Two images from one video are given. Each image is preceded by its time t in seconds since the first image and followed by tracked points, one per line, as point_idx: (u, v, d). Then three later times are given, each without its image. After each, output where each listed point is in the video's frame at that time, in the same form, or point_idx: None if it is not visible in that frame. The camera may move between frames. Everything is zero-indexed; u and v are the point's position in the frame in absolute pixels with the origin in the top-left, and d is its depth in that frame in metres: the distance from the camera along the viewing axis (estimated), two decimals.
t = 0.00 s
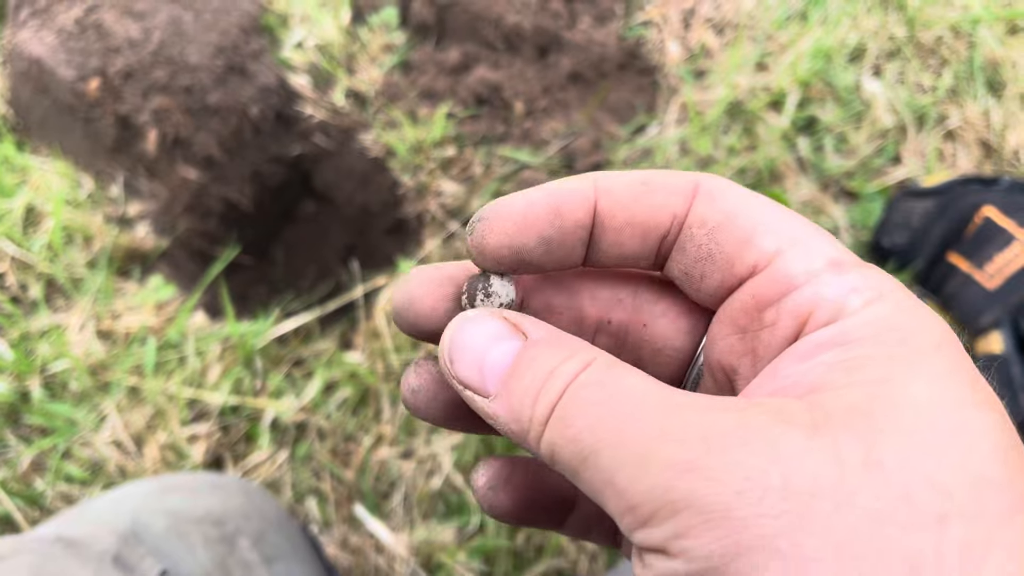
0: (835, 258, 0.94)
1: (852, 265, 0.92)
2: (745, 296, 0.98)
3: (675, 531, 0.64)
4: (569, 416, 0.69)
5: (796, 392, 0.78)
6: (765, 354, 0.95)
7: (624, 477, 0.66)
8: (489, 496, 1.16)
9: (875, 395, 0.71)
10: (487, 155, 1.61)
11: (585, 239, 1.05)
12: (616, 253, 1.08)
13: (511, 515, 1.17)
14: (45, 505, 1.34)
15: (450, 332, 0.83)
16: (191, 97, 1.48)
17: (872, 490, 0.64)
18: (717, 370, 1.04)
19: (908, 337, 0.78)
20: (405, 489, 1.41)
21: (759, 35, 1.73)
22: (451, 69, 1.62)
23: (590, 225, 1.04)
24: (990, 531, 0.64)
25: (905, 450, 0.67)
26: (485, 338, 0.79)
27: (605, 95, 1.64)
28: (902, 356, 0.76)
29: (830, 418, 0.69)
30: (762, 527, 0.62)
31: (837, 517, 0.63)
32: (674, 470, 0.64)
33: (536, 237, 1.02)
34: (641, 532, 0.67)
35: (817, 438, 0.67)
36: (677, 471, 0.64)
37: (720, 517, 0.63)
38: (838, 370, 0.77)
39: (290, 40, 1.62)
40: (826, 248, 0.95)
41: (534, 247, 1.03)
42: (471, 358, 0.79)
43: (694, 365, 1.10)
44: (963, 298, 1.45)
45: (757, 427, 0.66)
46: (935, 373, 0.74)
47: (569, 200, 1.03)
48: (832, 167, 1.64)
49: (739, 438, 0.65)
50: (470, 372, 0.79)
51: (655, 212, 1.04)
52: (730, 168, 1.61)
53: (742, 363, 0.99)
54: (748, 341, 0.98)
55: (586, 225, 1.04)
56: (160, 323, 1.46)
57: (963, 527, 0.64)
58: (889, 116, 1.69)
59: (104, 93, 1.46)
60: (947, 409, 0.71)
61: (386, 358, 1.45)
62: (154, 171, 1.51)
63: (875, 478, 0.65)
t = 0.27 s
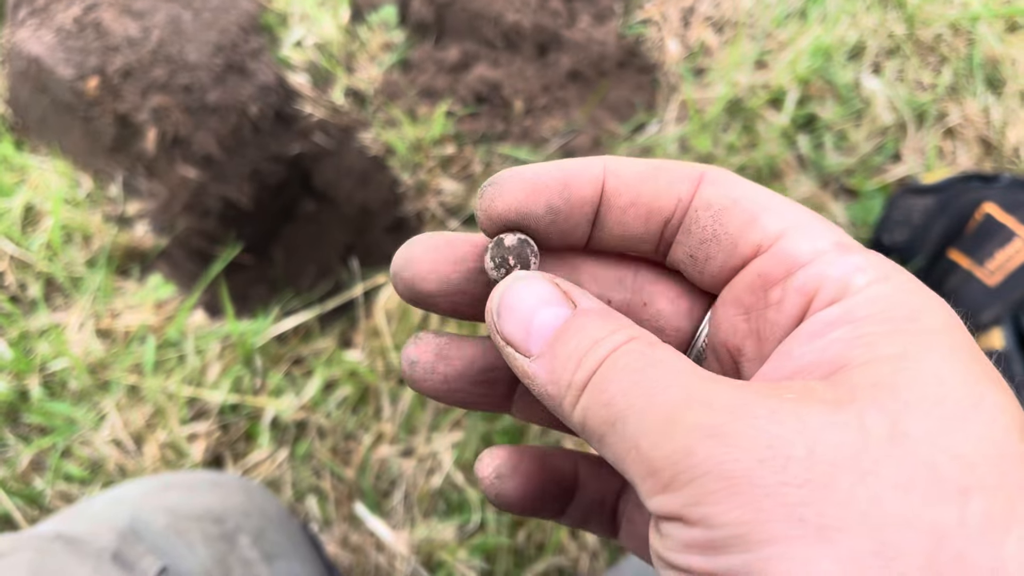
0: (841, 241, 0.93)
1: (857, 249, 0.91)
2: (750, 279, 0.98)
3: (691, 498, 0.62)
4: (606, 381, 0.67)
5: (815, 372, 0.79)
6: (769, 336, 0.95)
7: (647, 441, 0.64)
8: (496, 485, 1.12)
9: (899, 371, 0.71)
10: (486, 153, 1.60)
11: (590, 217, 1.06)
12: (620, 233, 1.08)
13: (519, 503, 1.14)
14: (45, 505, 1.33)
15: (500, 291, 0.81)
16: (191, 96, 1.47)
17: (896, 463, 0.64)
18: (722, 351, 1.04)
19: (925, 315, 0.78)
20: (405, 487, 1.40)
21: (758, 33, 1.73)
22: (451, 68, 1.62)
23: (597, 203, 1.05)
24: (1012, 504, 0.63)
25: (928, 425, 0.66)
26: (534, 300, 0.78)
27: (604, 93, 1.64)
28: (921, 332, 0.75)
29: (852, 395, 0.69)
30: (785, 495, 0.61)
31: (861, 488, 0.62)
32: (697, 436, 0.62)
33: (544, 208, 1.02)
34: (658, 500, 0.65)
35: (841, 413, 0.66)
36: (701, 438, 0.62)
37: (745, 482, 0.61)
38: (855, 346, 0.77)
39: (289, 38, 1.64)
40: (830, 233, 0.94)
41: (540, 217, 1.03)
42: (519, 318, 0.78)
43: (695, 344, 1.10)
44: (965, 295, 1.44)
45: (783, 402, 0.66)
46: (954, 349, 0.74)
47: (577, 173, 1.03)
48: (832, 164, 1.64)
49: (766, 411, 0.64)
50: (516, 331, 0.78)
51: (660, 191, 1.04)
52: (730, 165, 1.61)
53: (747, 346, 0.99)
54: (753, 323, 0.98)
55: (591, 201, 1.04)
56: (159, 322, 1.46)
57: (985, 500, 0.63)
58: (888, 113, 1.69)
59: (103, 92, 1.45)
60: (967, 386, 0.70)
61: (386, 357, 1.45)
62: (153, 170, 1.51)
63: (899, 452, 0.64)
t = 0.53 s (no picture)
0: (826, 256, 0.94)
1: (845, 265, 0.91)
2: (738, 293, 0.98)
3: (697, 515, 0.61)
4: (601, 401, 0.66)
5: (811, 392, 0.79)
6: (760, 352, 0.96)
7: (650, 457, 0.63)
8: (522, 507, 1.10)
9: (898, 386, 0.71)
10: (484, 157, 1.61)
11: (581, 232, 1.06)
12: (612, 249, 1.08)
13: (539, 523, 1.12)
14: (44, 510, 1.33)
15: (494, 308, 0.82)
16: (189, 101, 1.47)
17: (901, 475, 0.63)
18: (716, 362, 1.04)
19: (919, 328, 0.79)
20: (404, 491, 1.40)
21: (756, 37, 1.74)
22: (449, 72, 1.62)
23: (587, 218, 1.05)
24: (1015, 516, 0.63)
25: (929, 438, 0.66)
26: (528, 317, 0.77)
27: (602, 97, 1.64)
28: (918, 346, 0.76)
29: (853, 409, 0.68)
30: (794, 509, 0.60)
31: (869, 501, 0.61)
32: (703, 450, 0.61)
33: (537, 226, 1.02)
34: (661, 516, 0.63)
35: (842, 426, 0.66)
36: (707, 453, 0.61)
37: (754, 497, 0.60)
38: (850, 362, 0.77)
39: (288, 43, 1.65)
40: (816, 250, 0.95)
41: (533, 235, 1.03)
42: (511, 338, 0.77)
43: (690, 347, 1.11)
44: (962, 299, 1.46)
45: (783, 416, 0.65)
46: (948, 363, 0.74)
47: (569, 191, 1.03)
48: (829, 168, 1.64)
49: (768, 426, 0.64)
50: (508, 350, 0.78)
51: (650, 209, 1.05)
52: (728, 169, 1.61)
53: (738, 361, 1.00)
54: (743, 338, 0.99)
55: (582, 218, 1.04)
56: (158, 326, 1.46)
57: (988, 511, 0.63)
58: (885, 117, 1.69)
59: (102, 97, 1.45)
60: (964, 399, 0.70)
61: (385, 362, 1.47)
62: (152, 175, 1.51)
63: (902, 464, 0.64)
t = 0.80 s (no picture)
0: (844, 261, 0.95)
1: (864, 269, 0.92)
2: (760, 291, 0.98)
3: (732, 503, 0.60)
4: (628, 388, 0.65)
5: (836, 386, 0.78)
6: (779, 348, 0.95)
7: (682, 443, 0.62)
8: (526, 495, 1.10)
9: (928, 382, 0.71)
10: (484, 158, 1.61)
11: (608, 232, 1.06)
12: (635, 249, 1.08)
13: (542, 511, 1.11)
14: (43, 510, 1.33)
15: (517, 295, 0.81)
16: (190, 101, 1.48)
17: (935, 469, 0.63)
18: (728, 362, 1.03)
19: (942, 332, 0.79)
20: (403, 492, 1.40)
21: (755, 37, 1.74)
22: (449, 72, 1.62)
23: (615, 218, 1.04)
24: None
25: (961, 434, 0.66)
26: (552, 306, 0.77)
27: (602, 97, 1.64)
28: (946, 345, 0.76)
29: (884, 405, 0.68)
30: (833, 499, 0.60)
31: (907, 493, 0.61)
32: (742, 438, 0.61)
33: (567, 220, 1.02)
34: (692, 505, 0.62)
35: (877, 420, 0.66)
36: (745, 441, 0.61)
37: (791, 486, 0.60)
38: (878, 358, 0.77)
39: (288, 43, 1.66)
40: (834, 254, 0.96)
41: (562, 229, 1.03)
42: (535, 325, 0.77)
43: (700, 350, 1.11)
44: (963, 299, 1.45)
45: (818, 409, 0.65)
46: (975, 365, 0.75)
47: (596, 188, 1.03)
48: (829, 168, 1.64)
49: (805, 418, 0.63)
50: (531, 336, 0.77)
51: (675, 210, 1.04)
52: (729, 169, 1.61)
53: (755, 360, 0.99)
54: (761, 336, 0.98)
55: (609, 215, 1.04)
56: (158, 327, 1.46)
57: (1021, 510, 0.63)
58: (885, 117, 1.69)
59: (102, 97, 1.45)
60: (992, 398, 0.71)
61: (385, 362, 1.47)
62: (152, 175, 1.51)
63: (936, 459, 0.64)
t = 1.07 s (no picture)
0: (852, 262, 0.95)
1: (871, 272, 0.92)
2: (768, 295, 0.98)
3: (750, 512, 0.61)
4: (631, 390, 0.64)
5: (847, 391, 0.79)
6: (786, 352, 0.96)
7: (692, 450, 0.62)
8: (507, 488, 1.06)
9: (944, 387, 0.70)
10: (485, 159, 1.61)
11: (615, 236, 1.05)
12: (643, 252, 1.07)
13: (523, 506, 1.09)
14: (44, 512, 1.33)
15: (505, 303, 0.81)
16: (191, 103, 1.48)
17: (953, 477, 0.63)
18: (734, 363, 1.04)
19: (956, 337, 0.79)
20: (404, 494, 1.40)
21: (757, 39, 1.74)
22: (450, 74, 1.63)
23: (622, 224, 1.04)
24: None
25: (979, 441, 0.66)
26: (542, 312, 0.77)
27: (604, 99, 1.64)
28: (960, 352, 0.77)
29: (899, 411, 0.68)
30: (854, 510, 0.60)
31: (926, 502, 0.61)
32: (759, 447, 0.61)
33: (569, 228, 1.02)
34: (706, 513, 0.63)
35: (894, 427, 0.65)
36: (762, 450, 0.61)
37: (810, 496, 0.60)
38: (890, 364, 0.77)
39: (289, 44, 1.66)
40: (842, 257, 0.95)
41: (566, 237, 1.03)
42: (524, 334, 0.76)
43: (700, 350, 1.11)
44: (965, 301, 1.45)
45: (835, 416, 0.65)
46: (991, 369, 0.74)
47: (604, 192, 1.02)
48: (830, 170, 1.64)
49: (822, 425, 0.63)
50: (522, 345, 0.76)
51: (685, 212, 1.03)
52: (730, 171, 1.61)
53: (761, 362, 1.00)
54: (767, 339, 0.99)
55: (616, 219, 1.03)
56: (159, 328, 1.46)
57: None
58: (887, 119, 1.69)
59: (103, 98, 1.45)
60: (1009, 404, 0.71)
61: (386, 364, 1.46)
62: (152, 176, 1.51)
63: (954, 467, 0.64)
